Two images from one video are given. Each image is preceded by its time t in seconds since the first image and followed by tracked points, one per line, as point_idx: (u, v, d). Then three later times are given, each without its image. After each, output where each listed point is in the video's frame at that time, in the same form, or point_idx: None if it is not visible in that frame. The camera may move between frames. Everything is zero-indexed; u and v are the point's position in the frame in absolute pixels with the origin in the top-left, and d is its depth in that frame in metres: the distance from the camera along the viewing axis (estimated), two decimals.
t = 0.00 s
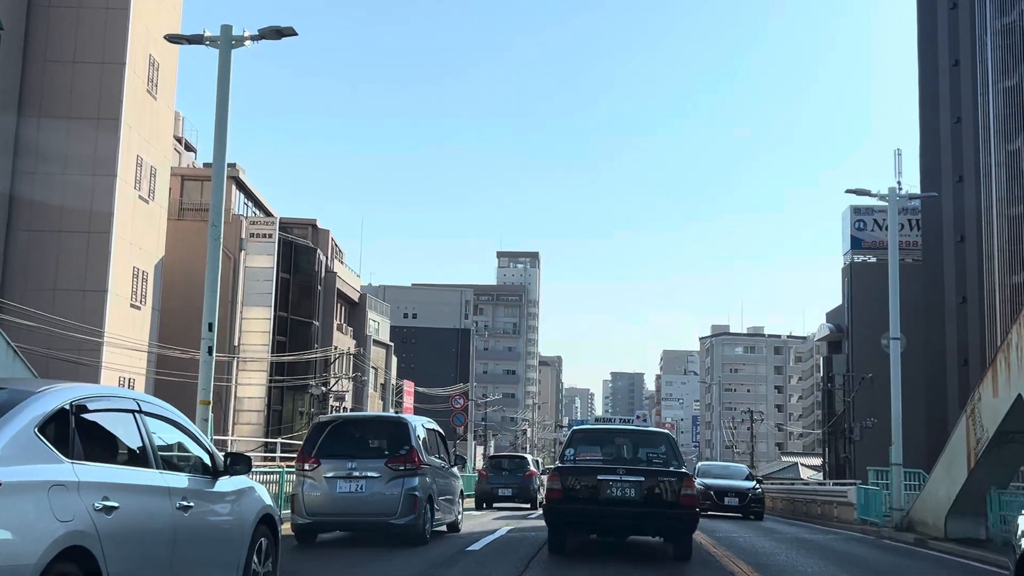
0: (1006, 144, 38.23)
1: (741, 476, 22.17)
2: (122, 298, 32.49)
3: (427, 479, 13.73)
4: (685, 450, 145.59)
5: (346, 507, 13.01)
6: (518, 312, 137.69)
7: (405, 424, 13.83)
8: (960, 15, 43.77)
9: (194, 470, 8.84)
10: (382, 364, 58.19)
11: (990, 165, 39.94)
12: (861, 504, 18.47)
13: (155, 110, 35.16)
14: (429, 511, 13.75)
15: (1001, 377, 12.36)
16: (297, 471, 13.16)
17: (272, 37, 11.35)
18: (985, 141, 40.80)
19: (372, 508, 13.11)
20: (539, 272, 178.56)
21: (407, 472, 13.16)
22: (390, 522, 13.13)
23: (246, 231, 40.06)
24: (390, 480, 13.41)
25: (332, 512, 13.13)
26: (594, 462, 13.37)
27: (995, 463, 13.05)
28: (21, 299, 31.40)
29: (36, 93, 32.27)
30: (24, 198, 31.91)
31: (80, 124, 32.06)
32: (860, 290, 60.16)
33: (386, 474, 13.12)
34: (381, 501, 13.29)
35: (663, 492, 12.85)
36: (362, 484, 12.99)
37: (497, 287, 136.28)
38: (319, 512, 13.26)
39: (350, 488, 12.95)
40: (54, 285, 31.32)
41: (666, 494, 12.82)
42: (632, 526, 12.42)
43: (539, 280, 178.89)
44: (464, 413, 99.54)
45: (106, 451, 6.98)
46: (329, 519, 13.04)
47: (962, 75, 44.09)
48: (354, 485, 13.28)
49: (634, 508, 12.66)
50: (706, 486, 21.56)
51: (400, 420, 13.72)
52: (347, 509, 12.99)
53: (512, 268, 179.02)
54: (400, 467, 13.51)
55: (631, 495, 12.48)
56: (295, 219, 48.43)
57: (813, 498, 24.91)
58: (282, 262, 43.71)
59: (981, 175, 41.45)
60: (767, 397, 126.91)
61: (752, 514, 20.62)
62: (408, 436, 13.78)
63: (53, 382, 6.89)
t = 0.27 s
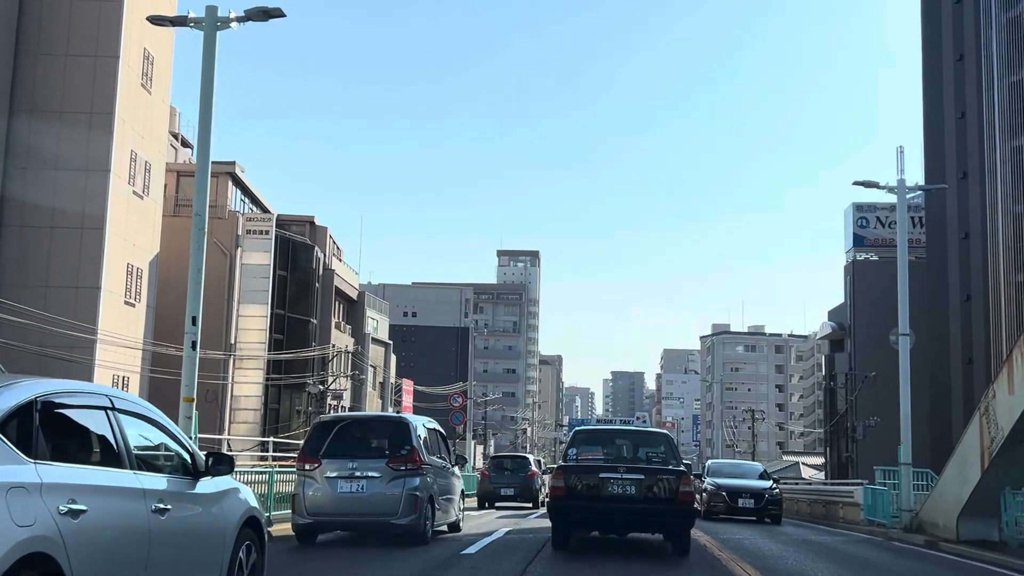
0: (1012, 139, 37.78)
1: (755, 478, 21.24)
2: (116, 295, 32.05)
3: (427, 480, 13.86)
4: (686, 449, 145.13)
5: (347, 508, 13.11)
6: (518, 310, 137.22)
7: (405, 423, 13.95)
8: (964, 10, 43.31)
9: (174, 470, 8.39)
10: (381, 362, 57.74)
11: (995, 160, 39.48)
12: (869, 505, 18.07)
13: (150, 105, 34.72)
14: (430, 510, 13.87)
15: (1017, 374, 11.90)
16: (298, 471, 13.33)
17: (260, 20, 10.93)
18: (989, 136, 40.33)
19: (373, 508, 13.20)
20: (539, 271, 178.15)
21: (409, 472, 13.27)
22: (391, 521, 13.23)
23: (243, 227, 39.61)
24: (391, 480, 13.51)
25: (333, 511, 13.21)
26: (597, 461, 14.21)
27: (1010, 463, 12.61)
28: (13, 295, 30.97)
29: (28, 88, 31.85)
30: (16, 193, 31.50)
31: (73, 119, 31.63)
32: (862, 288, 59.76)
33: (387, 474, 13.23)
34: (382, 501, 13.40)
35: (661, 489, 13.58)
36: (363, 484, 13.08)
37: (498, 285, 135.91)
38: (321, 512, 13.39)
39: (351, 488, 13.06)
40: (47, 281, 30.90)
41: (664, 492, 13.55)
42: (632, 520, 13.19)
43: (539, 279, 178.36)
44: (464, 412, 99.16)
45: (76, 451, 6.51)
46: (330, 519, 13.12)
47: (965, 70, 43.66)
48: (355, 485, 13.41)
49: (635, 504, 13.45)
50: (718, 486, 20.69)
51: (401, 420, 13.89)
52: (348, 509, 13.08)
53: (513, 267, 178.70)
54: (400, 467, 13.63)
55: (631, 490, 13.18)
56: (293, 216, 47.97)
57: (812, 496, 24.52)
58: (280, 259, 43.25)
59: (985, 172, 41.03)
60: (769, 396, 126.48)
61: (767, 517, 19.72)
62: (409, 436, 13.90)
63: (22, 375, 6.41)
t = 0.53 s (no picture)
0: (1017, 133, 37.26)
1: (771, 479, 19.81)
2: (107, 290, 31.51)
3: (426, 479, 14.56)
4: (686, 448, 144.62)
5: (348, 507, 13.84)
6: (518, 308, 136.66)
7: (403, 425, 14.69)
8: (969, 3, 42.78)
9: (146, 471, 7.85)
10: (378, 360, 57.17)
11: (1000, 154, 38.95)
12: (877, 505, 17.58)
13: (144, 98, 34.18)
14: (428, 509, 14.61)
15: None
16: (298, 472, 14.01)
17: None
18: (994, 130, 39.80)
19: (374, 508, 13.94)
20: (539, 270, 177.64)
21: (407, 472, 14.04)
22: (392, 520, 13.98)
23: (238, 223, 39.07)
24: (390, 480, 14.25)
25: (334, 512, 13.95)
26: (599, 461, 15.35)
27: None
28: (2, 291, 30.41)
29: (18, 80, 31.31)
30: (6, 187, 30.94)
31: (64, 111, 31.08)
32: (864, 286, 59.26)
33: (387, 474, 14.00)
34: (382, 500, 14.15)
35: (656, 488, 14.77)
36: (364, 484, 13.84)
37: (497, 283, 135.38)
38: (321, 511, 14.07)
39: (352, 488, 13.80)
40: (37, 277, 30.36)
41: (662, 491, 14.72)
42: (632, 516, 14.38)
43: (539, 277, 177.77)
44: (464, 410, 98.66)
45: (36, 450, 5.96)
46: (332, 518, 13.85)
47: (969, 65, 43.17)
48: (354, 485, 14.12)
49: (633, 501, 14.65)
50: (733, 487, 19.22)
51: (399, 421, 14.63)
52: (350, 508, 13.82)
53: (513, 266, 178.25)
54: (399, 467, 14.34)
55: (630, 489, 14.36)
56: (289, 212, 47.43)
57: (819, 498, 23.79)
58: (276, 256, 42.70)
59: (989, 168, 40.56)
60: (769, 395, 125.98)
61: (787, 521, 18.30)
62: (407, 437, 14.65)
63: None
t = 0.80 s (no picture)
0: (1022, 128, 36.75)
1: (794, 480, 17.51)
2: (98, 286, 30.95)
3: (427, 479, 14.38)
4: (686, 447, 144.20)
5: (349, 507, 13.66)
6: (518, 307, 136.16)
7: (404, 424, 14.48)
8: None
9: (116, 473, 7.05)
10: (376, 358, 56.64)
11: (1005, 150, 38.44)
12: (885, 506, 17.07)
13: (135, 91, 33.63)
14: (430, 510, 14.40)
15: None
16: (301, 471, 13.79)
17: None
18: (999, 125, 39.29)
19: (376, 508, 13.77)
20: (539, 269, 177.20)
21: (409, 472, 13.86)
22: (393, 520, 13.82)
23: (232, 219, 38.51)
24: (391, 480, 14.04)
25: (335, 511, 13.77)
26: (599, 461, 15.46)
27: None
28: None
29: (7, 72, 30.76)
30: None
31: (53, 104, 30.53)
32: (866, 283, 58.74)
33: (388, 475, 13.81)
34: (383, 500, 13.97)
35: (657, 488, 14.89)
36: (365, 484, 13.65)
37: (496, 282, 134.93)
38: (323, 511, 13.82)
39: (354, 488, 13.62)
40: (26, 273, 29.80)
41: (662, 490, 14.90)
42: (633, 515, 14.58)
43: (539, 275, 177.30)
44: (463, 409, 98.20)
45: None
46: (333, 519, 13.67)
47: (973, 59, 42.64)
48: (356, 484, 13.88)
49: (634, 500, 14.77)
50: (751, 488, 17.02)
51: (400, 421, 14.44)
52: (350, 509, 13.64)
53: (512, 264, 177.86)
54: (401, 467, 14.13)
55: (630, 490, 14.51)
56: (285, 208, 46.88)
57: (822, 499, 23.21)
58: (271, 252, 42.15)
59: (994, 162, 40.04)
60: (769, 393, 125.60)
61: (814, 526, 16.19)
62: (408, 437, 14.44)
63: None
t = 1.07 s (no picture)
0: None
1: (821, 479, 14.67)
2: (86, 282, 30.34)
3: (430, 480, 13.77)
4: (684, 446, 143.77)
5: (350, 507, 13.15)
6: (516, 306, 135.66)
7: (407, 422, 13.94)
8: None
9: (74, 473, 6.23)
10: (372, 357, 56.01)
11: (1009, 144, 37.94)
12: (893, 508, 16.47)
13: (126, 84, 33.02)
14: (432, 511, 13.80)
15: None
16: (302, 470, 13.33)
17: None
18: (1003, 119, 38.80)
19: (376, 508, 13.25)
20: (537, 268, 176.82)
21: (411, 471, 13.32)
22: (395, 521, 13.30)
23: (225, 214, 37.91)
24: (394, 479, 13.44)
25: (337, 511, 13.28)
26: (597, 461, 14.98)
27: None
28: None
29: None
30: None
31: (41, 95, 29.93)
32: (867, 281, 58.20)
33: (389, 474, 13.30)
34: (385, 500, 13.46)
35: (657, 487, 14.33)
36: (365, 484, 13.15)
37: (495, 281, 134.37)
38: (324, 511, 13.32)
39: (354, 487, 13.12)
40: (14, 268, 29.19)
41: (662, 491, 14.36)
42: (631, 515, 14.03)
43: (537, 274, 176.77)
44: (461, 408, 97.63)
45: None
46: (335, 518, 13.18)
47: (978, 52, 42.11)
48: (358, 484, 13.32)
49: (632, 499, 14.22)
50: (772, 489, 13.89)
51: (403, 420, 13.88)
52: (351, 508, 13.14)
53: (511, 264, 177.51)
54: (404, 466, 13.52)
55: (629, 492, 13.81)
56: (280, 204, 46.28)
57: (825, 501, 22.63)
58: (265, 248, 41.56)
59: (999, 157, 39.50)
60: (768, 392, 125.18)
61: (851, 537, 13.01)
62: (411, 436, 13.90)
63: None
